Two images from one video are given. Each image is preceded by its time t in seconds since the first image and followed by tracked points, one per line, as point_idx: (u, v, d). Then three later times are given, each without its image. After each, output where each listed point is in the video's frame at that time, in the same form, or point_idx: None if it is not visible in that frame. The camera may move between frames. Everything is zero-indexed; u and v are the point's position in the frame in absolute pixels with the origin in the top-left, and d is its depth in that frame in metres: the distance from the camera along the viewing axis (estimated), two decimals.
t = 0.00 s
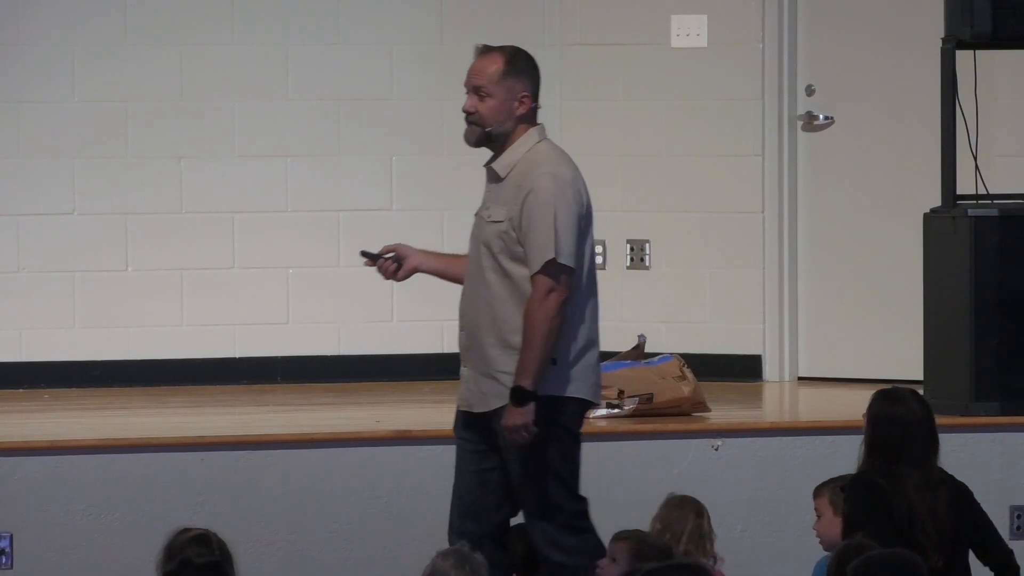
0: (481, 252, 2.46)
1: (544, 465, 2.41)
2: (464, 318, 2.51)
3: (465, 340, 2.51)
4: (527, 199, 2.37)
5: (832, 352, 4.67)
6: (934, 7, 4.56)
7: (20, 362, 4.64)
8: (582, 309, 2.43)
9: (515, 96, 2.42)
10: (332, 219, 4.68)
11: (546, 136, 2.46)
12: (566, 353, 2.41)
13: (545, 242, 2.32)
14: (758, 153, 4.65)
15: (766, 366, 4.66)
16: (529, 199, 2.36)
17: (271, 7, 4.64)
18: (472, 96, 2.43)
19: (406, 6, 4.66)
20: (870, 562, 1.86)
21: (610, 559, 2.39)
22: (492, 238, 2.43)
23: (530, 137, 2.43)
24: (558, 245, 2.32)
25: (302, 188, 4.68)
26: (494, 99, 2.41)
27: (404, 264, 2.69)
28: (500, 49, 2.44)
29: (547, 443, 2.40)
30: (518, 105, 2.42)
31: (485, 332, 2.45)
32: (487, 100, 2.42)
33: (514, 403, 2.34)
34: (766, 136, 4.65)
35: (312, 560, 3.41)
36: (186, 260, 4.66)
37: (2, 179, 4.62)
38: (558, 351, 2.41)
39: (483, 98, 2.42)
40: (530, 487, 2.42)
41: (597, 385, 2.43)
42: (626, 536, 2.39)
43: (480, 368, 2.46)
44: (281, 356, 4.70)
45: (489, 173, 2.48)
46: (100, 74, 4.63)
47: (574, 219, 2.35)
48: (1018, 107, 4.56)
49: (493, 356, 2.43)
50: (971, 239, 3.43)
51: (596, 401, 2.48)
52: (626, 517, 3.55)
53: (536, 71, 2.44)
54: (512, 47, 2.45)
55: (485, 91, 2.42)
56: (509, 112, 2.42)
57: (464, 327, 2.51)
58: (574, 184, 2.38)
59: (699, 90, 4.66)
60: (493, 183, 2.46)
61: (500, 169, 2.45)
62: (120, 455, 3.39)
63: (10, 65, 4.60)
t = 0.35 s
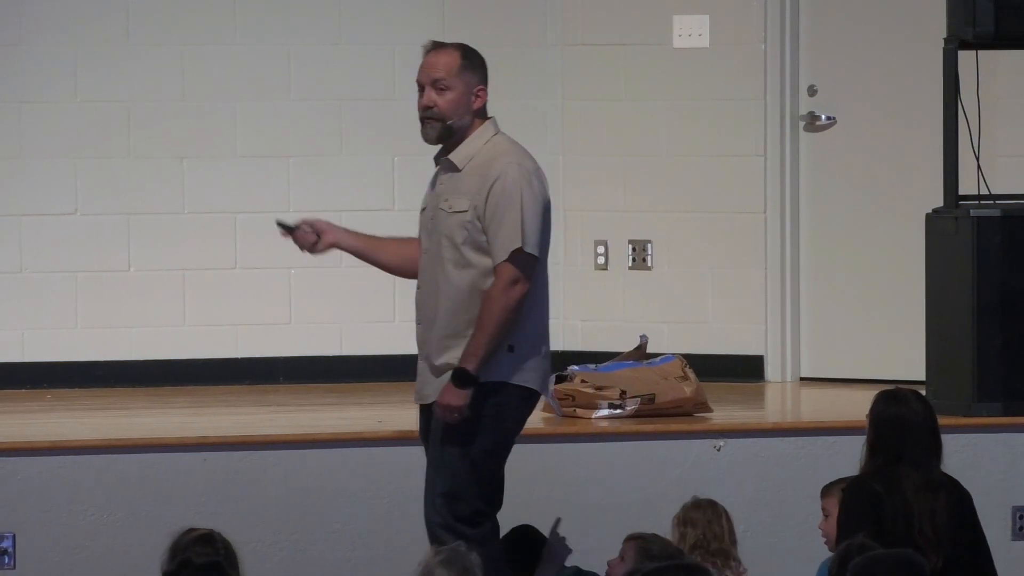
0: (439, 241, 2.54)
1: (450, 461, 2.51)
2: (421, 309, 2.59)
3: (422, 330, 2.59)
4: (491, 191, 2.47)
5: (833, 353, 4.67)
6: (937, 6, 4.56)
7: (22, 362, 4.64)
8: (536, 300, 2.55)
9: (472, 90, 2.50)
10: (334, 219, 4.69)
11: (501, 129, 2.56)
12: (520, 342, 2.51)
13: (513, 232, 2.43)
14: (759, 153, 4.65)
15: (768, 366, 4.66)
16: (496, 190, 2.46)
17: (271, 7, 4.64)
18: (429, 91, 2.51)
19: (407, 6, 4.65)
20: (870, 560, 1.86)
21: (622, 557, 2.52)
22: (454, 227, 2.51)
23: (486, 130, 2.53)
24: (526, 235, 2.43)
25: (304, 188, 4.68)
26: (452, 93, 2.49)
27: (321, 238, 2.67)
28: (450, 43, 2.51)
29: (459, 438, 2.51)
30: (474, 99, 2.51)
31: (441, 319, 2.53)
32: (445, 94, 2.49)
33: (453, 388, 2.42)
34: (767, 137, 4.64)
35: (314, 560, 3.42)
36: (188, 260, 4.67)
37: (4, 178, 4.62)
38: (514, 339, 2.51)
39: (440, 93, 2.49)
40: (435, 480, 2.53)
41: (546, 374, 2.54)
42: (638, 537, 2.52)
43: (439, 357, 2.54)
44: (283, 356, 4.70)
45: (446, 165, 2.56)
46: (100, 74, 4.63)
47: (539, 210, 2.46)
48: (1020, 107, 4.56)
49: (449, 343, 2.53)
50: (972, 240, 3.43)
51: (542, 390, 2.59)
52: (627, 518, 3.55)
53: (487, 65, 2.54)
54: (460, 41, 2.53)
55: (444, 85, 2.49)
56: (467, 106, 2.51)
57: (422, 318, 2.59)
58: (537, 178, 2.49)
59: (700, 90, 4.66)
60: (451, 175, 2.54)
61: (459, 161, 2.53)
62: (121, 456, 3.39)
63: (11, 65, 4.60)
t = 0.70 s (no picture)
0: (449, 246, 2.37)
1: (466, 470, 2.37)
2: (426, 315, 2.42)
3: (427, 337, 2.42)
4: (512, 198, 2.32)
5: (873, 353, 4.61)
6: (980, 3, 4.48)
7: (62, 364, 4.65)
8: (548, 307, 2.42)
9: (480, 90, 2.36)
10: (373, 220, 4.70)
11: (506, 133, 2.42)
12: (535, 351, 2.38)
13: (537, 240, 2.29)
14: (798, 153, 4.59)
15: (811, 367, 4.62)
16: (516, 196, 2.31)
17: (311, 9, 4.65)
18: (435, 93, 2.34)
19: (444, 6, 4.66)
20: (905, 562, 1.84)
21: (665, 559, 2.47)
22: (468, 233, 2.35)
23: (494, 132, 2.39)
24: (549, 244, 2.30)
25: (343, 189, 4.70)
26: (462, 93, 2.34)
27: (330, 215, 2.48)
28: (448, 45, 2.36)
29: (476, 446, 2.36)
30: (483, 99, 2.36)
31: (452, 328, 2.38)
32: (455, 93, 2.33)
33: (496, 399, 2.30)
34: (806, 137, 4.57)
35: (356, 561, 3.43)
36: (227, 261, 4.69)
37: (43, 180, 4.64)
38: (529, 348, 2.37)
39: (450, 92, 2.33)
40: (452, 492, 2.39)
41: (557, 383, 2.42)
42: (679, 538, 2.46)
43: (448, 367, 2.38)
44: (323, 357, 4.70)
45: (455, 167, 2.40)
46: (141, 75, 4.64)
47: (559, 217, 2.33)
48: None
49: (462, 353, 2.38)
50: (1014, 240, 3.42)
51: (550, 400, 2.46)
52: (662, 519, 3.57)
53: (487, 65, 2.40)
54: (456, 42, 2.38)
55: (453, 86, 2.33)
56: (477, 106, 2.36)
57: (427, 324, 2.42)
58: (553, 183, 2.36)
59: (739, 89, 4.60)
60: (462, 178, 2.38)
61: (471, 165, 2.37)
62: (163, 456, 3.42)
63: (54, 68, 4.63)
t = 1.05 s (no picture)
0: (535, 242, 2.40)
1: (562, 467, 2.40)
2: (507, 310, 2.43)
3: (509, 333, 2.43)
4: (601, 193, 2.40)
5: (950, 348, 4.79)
6: None
7: (163, 361, 4.90)
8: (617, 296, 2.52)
9: (545, 85, 2.42)
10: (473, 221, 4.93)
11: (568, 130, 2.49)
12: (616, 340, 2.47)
13: (632, 233, 2.39)
14: (898, 153, 4.75)
15: (907, 366, 4.77)
16: (605, 191, 2.40)
17: (408, 15, 4.89)
18: (504, 89, 2.40)
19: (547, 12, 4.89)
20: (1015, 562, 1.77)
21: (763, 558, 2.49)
22: (558, 228, 2.39)
23: (562, 127, 2.45)
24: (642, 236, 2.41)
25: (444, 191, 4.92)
26: (530, 88, 2.40)
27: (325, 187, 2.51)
28: (513, 42, 2.42)
29: (571, 442, 2.40)
30: (548, 95, 2.43)
31: (542, 322, 2.41)
32: (523, 89, 2.39)
33: (612, 387, 2.38)
34: (907, 136, 4.74)
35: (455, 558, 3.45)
36: (328, 262, 4.92)
37: (153, 178, 4.88)
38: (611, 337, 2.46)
39: (519, 87, 2.39)
40: (550, 489, 2.42)
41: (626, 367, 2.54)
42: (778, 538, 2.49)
43: (538, 361, 2.41)
44: (421, 356, 4.94)
45: (529, 162, 2.43)
46: (239, 80, 4.88)
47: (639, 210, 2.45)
48: None
49: (553, 347, 2.41)
50: None
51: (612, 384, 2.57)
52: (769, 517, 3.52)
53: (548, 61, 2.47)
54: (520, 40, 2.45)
55: (521, 81, 2.39)
56: (544, 101, 2.42)
57: (509, 319, 2.42)
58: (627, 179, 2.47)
59: (829, 91, 4.78)
60: (541, 173, 2.42)
61: (550, 160, 2.42)
62: (264, 455, 3.43)
63: (151, 73, 4.86)
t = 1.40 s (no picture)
0: (517, 242, 2.38)
1: (552, 465, 2.39)
2: (489, 311, 2.39)
3: (491, 333, 2.39)
4: (582, 191, 2.40)
5: (961, 348, 4.79)
6: None
7: (174, 361, 4.91)
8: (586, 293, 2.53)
9: (518, 82, 2.41)
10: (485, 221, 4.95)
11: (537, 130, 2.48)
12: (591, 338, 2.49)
13: (614, 232, 2.41)
14: (910, 152, 4.75)
15: (919, 366, 4.77)
16: (585, 190, 2.41)
17: (423, 14, 4.90)
18: (480, 83, 2.37)
19: (558, 10, 4.91)
20: None
21: (771, 557, 2.50)
22: (541, 228, 2.38)
23: (533, 126, 2.43)
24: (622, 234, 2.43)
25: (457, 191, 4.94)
26: (505, 83, 2.38)
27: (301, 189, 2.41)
28: (483, 40, 2.41)
29: (561, 439, 2.39)
30: (521, 92, 2.41)
31: (526, 322, 2.39)
32: (498, 83, 2.37)
33: (597, 387, 2.40)
34: (918, 137, 4.75)
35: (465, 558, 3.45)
36: (339, 262, 4.94)
37: (163, 177, 4.88)
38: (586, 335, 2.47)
39: (494, 82, 2.37)
40: (539, 487, 2.39)
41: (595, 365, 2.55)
42: (786, 538, 2.49)
43: (524, 360, 2.39)
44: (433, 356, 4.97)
45: (503, 161, 2.41)
46: (252, 79, 4.88)
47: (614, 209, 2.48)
48: None
49: (537, 347, 2.39)
50: None
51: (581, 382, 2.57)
52: (780, 517, 3.52)
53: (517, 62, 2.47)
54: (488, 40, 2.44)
55: (495, 76, 2.37)
56: (518, 97, 2.40)
57: (492, 319, 2.39)
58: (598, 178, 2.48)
59: (844, 90, 4.78)
60: (517, 172, 2.40)
61: (527, 158, 2.40)
62: (274, 455, 3.43)
63: (164, 72, 4.86)
